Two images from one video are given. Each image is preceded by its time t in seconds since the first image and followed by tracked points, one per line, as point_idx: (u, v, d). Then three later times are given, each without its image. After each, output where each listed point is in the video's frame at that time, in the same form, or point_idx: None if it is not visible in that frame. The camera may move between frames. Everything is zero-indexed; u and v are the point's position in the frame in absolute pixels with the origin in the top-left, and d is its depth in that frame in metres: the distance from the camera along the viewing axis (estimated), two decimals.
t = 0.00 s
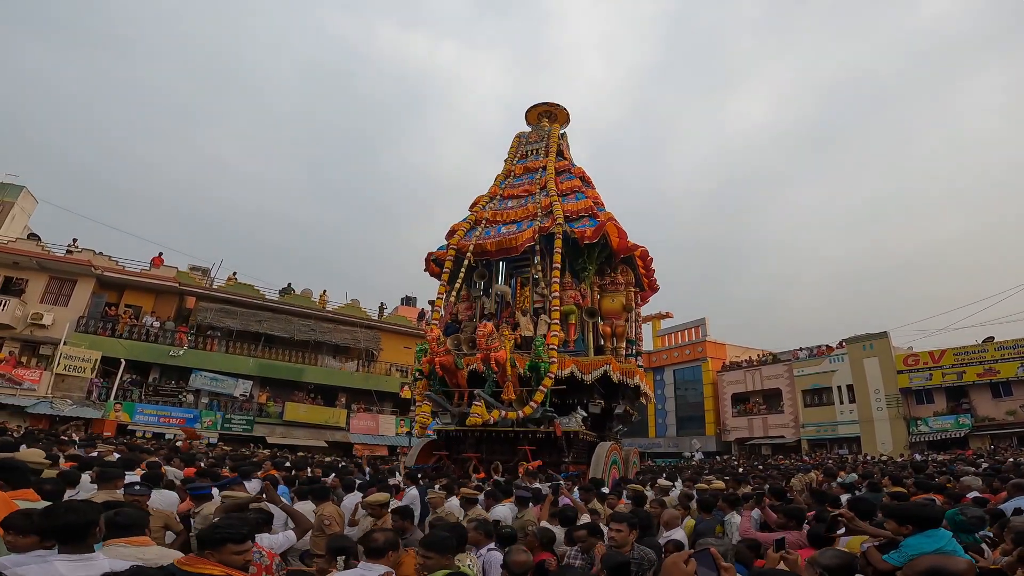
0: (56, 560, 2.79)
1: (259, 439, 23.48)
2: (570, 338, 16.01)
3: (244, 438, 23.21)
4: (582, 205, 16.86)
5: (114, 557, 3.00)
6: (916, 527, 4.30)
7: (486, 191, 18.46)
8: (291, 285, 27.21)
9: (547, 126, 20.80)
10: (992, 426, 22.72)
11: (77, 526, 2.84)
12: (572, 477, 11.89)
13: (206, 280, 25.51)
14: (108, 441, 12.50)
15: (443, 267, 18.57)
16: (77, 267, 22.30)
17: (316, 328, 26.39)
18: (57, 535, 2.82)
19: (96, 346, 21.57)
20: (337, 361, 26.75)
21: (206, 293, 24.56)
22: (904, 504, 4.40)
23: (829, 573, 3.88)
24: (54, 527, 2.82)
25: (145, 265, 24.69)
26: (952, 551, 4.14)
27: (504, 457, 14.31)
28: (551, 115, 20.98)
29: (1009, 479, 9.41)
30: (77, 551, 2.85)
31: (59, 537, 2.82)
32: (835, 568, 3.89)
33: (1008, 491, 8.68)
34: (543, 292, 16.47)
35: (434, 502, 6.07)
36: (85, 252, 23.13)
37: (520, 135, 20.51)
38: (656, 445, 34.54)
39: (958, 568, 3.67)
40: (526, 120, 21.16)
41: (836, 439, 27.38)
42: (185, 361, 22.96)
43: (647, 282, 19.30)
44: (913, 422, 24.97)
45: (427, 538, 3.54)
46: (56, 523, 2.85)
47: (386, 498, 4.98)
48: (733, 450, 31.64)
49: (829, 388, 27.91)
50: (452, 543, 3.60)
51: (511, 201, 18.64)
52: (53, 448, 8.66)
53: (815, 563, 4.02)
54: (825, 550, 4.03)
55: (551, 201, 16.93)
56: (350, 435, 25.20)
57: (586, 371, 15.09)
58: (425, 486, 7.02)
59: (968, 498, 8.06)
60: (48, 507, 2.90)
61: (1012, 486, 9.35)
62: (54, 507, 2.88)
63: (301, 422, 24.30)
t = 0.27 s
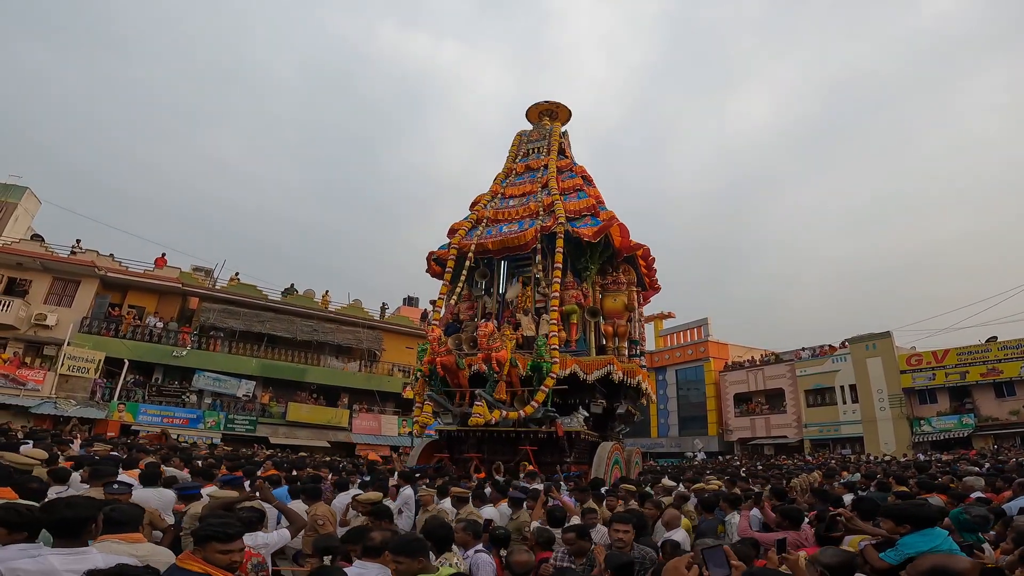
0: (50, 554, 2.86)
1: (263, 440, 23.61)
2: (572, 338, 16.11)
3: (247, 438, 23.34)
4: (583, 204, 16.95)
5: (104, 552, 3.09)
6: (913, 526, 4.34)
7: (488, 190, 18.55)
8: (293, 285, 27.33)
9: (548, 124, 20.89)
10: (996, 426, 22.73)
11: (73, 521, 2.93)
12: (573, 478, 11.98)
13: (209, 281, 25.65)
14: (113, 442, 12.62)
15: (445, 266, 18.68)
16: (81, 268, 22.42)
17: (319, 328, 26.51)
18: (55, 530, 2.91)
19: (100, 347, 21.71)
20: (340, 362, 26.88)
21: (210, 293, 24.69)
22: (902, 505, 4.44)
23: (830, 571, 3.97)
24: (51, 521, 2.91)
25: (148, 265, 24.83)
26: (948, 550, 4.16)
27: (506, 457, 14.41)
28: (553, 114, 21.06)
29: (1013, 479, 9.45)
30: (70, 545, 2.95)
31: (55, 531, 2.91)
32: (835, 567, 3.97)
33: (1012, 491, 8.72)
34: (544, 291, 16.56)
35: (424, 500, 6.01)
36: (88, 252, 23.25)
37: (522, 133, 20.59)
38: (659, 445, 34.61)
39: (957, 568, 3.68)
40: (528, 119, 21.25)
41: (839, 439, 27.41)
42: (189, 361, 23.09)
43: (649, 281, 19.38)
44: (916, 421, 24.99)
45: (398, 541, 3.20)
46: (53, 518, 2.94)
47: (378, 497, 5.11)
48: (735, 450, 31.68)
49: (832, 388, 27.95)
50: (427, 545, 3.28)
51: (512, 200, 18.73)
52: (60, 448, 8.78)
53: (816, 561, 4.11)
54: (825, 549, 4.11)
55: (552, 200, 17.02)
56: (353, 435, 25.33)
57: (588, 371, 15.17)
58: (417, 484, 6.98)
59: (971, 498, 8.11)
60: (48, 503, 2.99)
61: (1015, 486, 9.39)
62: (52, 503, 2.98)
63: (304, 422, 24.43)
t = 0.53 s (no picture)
0: (26, 554, 2.88)
1: (266, 440, 23.76)
2: (573, 338, 16.21)
3: (250, 439, 23.51)
4: (584, 204, 17.04)
5: (80, 551, 3.14)
6: (908, 527, 4.39)
7: (489, 191, 18.68)
8: (296, 286, 27.49)
9: (550, 125, 21.02)
10: (999, 425, 22.74)
11: (50, 520, 2.93)
12: (573, 478, 12.10)
13: (212, 282, 25.82)
14: (119, 442, 12.78)
15: (446, 267, 18.82)
16: (85, 269, 22.59)
17: (322, 329, 26.65)
18: (30, 529, 2.90)
19: (104, 347, 21.87)
20: (342, 362, 27.04)
21: (213, 294, 24.85)
22: (897, 506, 4.50)
23: (830, 571, 4.05)
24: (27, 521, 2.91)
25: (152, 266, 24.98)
26: (945, 551, 4.19)
27: (507, 457, 14.55)
28: (555, 114, 21.18)
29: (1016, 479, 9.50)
30: (47, 546, 2.95)
31: (32, 531, 2.91)
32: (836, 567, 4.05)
33: (1014, 491, 8.78)
34: (546, 292, 16.67)
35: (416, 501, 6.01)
36: (92, 254, 23.43)
37: (524, 134, 20.72)
38: (661, 445, 34.69)
39: (958, 570, 3.60)
40: (530, 119, 21.37)
41: (841, 439, 27.46)
42: (192, 362, 23.26)
43: (650, 281, 19.48)
44: (919, 422, 25.01)
45: (399, 540, 3.29)
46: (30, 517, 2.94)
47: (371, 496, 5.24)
48: (737, 450, 31.75)
49: (835, 388, 28.00)
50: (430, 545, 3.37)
51: (514, 200, 18.86)
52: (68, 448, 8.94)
53: (816, 561, 4.18)
54: (825, 549, 4.19)
55: (553, 200, 17.13)
56: (355, 435, 25.47)
57: (589, 371, 15.27)
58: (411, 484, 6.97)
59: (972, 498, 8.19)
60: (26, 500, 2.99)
61: (1018, 486, 9.45)
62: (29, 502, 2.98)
63: (307, 423, 24.59)
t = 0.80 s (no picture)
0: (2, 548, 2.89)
1: (268, 440, 23.91)
2: (574, 337, 16.32)
3: (253, 439, 23.66)
4: (584, 204, 17.14)
5: (56, 546, 3.11)
6: (902, 526, 4.36)
7: (490, 191, 18.81)
8: (299, 287, 27.63)
9: (551, 125, 21.14)
10: (1002, 425, 22.78)
11: (27, 516, 2.99)
12: (574, 477, 12.21)
13: (214, 283, 25.98)
14: (125, 442, 12.93)
15: (447, 267, 18.96)
16: (88, 270, 22.76)
17: (324, 329, 26.78)
18: (8, 525, 2.96)
19: (108, 348, 21.98)
20: (344, 362, 27.18)
21: (215, 295, 25.00)
22: (891, 505, 4.46)
23: (829, 571, 4.14)
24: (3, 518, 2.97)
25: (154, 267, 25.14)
26: (941, 550, 4.17)
27: (508, 457, 14.67)
28: (556, 114, 21.30)
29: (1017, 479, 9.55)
30: (24, 540, 2.99)
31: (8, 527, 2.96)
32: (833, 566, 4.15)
33: (1015, 490, 8.84)
34: (546, 292, 16.77)
35: (409, 501, 6.03)
36: (95, 255, 23.60)
37: (525, 134, 20.84)
38: (663, 444, 34.78)
39: (958, 570, 3.64)
40: (531, 119, 21.49)
41: (844, 438, 27.51)
42: (195, 362, 23.41)
43: (651, 281, 19.57)
44: (922, 421, 25.06)
45: (398, 538, 3.41)
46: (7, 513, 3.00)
47: (363, 493, 5.24)
48: (739, 450, 31.83)
49: (837, 388, 28.07)
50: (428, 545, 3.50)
51: (514, 201, 18.98)
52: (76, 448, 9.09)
53: (815, 561, 4.26)
54: (825, 548, 4.31)
55: (553, 200, 17.24)
56: (357, 435, 25.61)
57: (589, 370, 15.36)
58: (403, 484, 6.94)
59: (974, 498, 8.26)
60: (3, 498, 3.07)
61: (1019, 485, 9.51)
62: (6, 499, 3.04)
63: (309, 423, 24.74)
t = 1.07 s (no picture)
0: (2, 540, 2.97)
1: (271, 440, 24.05)
2: (574, 337, 16.44)
3: (255, 439, 23.80)
4: (584, 203, 17.23)
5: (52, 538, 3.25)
6: (899, 526, 4.42)
7: (490, 191, 18.92)
8: (300, 287, 27.74)
9: (551, 125, 21.24)
10: (1004, 425, 22.83)
11: (25, 510, 3.05)
12: (575, 477, 12.31)
13: (216, 283, 26.11)
14: (130, 442, 13.08)
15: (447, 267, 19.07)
16: (91, 271, 22.89)
17: (325, 329, 26.91)
18: (5, 517, 3.01)
19: (110, 348, 22.13)
20: (346, 362, 27.31)
21: (217, 295, 25.12)
22: (887, 505, 4.53)
23: (823, 570, 4.25)
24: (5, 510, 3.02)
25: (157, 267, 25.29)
26: (936, 550, 4.23)
27: (508, 456, 14.78)
28: (556, 114, 21.40)
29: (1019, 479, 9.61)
30: (23, 533, 3.07)
31: (9, 520, 3.03)
32: (828, 565, 4.25)
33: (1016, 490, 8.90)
34: (546, 291, 16.86)
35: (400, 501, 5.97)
36: (98, 255, 23.74)
37: (525, 134, 20.94)
38: (665, 444, 34.89)
39: (951, 569, 3.69)
40: (531, 119, 21.59)
41: (846, 438, 27.58)
42: (197, 362, 23.54)
43: (652, 281, 19.66)
44: (924, 421, 25.11)
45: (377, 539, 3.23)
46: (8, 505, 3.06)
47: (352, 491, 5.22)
48: (741, 449, 31.92)
49: (839, 388, 28.14)
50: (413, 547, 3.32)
51: (515, 200, 19.09)
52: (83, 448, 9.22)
53: (810, 560, 4.40)
54: (820, 548, 4.42)
55: (553, 200, 17.34)
56: (359, 435, 25.75)
57: (589, 370, 15.45)
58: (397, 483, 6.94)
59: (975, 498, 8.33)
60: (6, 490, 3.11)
61: (1020, 486, 9.57)
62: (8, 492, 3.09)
63: (311, 423, 24.88)
